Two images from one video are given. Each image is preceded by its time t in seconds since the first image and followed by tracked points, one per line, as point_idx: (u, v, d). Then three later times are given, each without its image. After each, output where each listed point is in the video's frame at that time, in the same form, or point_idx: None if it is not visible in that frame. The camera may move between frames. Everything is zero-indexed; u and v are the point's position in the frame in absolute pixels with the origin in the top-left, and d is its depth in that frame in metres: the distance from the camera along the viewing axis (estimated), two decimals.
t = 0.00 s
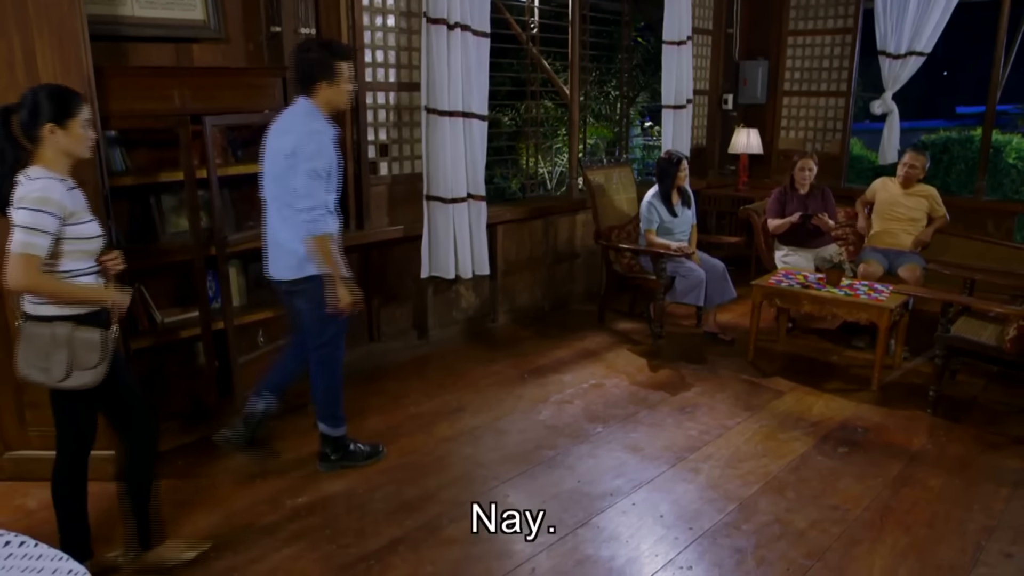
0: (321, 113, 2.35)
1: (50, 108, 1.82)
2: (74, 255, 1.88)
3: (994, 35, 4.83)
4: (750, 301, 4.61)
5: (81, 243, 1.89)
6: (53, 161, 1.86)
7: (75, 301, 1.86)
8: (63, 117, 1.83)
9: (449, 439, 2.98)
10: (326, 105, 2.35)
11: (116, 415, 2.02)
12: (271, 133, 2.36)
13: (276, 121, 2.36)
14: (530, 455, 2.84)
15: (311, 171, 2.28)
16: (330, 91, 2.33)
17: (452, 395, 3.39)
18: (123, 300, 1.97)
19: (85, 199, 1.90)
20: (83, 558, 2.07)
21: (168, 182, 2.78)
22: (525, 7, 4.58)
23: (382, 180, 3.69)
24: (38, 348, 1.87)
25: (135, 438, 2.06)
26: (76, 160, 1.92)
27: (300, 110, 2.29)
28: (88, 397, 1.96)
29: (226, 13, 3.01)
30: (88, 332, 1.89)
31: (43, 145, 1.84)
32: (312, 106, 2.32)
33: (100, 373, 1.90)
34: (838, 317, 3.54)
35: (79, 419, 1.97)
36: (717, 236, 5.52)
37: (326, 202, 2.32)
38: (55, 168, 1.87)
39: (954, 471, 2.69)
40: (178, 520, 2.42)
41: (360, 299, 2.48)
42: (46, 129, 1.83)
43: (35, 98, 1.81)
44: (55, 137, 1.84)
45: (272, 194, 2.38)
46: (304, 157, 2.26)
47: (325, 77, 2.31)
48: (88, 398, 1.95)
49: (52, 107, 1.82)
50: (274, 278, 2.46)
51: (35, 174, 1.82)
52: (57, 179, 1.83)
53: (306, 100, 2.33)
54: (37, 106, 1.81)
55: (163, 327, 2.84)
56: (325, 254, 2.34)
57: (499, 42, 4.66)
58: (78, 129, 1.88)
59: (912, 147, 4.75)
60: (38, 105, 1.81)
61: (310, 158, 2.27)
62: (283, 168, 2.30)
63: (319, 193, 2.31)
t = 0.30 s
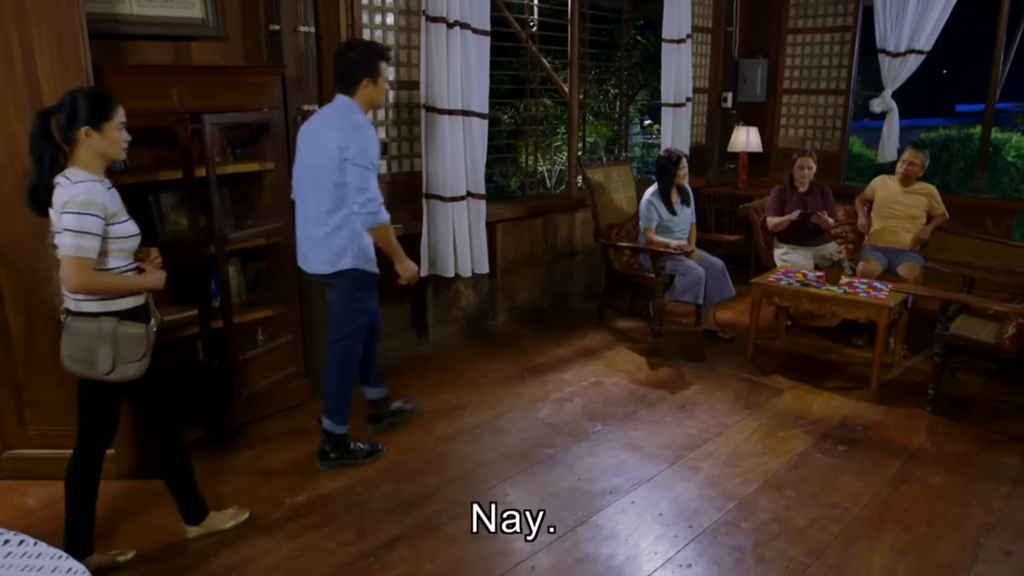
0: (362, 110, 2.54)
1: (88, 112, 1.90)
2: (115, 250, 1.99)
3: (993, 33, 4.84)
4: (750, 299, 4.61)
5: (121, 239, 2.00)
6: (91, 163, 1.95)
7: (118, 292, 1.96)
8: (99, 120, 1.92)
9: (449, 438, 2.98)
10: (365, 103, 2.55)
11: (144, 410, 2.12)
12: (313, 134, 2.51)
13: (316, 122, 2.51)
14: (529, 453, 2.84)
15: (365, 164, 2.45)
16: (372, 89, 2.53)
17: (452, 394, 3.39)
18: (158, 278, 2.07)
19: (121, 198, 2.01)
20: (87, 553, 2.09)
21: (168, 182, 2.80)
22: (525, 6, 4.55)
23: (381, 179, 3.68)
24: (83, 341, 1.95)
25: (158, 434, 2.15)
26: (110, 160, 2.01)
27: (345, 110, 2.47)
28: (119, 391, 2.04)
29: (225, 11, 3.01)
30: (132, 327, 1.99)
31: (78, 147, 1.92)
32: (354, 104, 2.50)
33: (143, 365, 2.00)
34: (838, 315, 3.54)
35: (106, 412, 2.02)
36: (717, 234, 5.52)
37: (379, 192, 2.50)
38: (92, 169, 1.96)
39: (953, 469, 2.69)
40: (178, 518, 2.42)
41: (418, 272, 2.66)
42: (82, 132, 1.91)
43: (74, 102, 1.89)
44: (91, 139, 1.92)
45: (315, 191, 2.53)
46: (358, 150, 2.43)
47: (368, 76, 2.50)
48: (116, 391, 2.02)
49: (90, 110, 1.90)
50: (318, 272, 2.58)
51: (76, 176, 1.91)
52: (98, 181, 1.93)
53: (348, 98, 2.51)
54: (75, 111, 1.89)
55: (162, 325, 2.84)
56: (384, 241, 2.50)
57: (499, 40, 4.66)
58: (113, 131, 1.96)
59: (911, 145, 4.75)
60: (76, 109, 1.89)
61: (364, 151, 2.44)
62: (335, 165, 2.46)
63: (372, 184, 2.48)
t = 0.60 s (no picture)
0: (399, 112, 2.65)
1: (128, 108, 1.96)
2: (160, 238, 2.05)
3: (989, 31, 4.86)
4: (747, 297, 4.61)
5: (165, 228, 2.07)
6: (131, 157, 2.01)
7: (168, 280, 2.03)
8: (139, 116, 1.98)
9: (446, 436, 2.98)
10: (400, 105, 2.66)
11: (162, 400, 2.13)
12: (354, 135, 2.63)
13: (357, 124, 2.64)
14: (527, 451, 2.84)
15: (404, 160, 2.57)
16: (406, 92, 2.64)
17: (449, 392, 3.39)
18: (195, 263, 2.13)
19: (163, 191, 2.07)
20: (94, 536, 2.13)
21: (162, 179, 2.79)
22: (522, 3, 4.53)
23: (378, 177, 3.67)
24: (131, 322, 1.99)
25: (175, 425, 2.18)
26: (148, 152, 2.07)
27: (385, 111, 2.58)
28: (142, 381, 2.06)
29: (221, 8, 3.00)
30: (175, 308, 2.05)
31: (119, 140, 1.99)
32: (390, 106, 2.62)
33: (187, 346, 2.08)
34: (835, 312, 3.54)
35: (134, 402, 2.07)
36: (714, 232, 5.52)
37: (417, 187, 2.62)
38: (132, 164, 2.02)
39: (950, 466, 2.70)
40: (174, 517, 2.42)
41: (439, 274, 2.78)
42: (122, 128, 1.97)
43: (114, 99, 1.95)
44: (130, 134, 1.98)
45: (358, 188, 2.64)
46: (398, 146, 2.55)
47: (402, 79, 2.61)
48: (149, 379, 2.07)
49: (130, 107, 1.96)
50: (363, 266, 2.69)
51: (120, 172, 1.96)
52: (142, 176, 1.98)
53: (386, 101, 2.62)
54: (116, 107, 1.95)
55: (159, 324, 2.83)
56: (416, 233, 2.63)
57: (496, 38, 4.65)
58: (152, 126, 2.02)
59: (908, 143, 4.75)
60: (117, 106, 1.95)
61: (403, 147, 2.56)
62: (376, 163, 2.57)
63: (410, 178, 2.60)
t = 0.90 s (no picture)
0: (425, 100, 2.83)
1: (156, 110, 2.07)
2: (180, 238, 2.15)
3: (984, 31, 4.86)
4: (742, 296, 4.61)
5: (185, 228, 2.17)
6: (156, 157, 2.12)
7: (184, 279, 2.12)
8: (166, 118, 2.08)
9: (441, 436, 2.97)
10: (427, 94, 2.84)
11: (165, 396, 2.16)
12: (385, 121, 2.85)
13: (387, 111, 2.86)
14: (522, 450, 2.84)
15: (427, 143, 2.77)
16: (432, 81, 2.82)
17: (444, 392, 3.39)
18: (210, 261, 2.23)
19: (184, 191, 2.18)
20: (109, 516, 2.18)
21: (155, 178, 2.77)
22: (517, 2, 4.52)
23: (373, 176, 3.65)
24: (145, 317, 2.08)
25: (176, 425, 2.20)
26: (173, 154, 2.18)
27: (409, 100, 2.78)
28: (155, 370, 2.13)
29: (214, 7, 2.99)
30: (189, 304, 2.14)
31: (145, 141, 2.10)
32: (417, 93, 2.81)
33: (198, 341, 2.16)
34: (830, 311, 3.54)
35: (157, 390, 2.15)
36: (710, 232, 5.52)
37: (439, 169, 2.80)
38: (157, 163, 2.13)
39: (945, 465, 2.70)
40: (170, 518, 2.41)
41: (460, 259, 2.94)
42: (150, 129, 2.08)
43: (144, 100, 2.06)
44: (157, 135, 2.09)
45: (391, 171, 2.86)
46: (422, 130, 2.75)
47: (428, 69, 2.79)
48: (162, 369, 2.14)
49: (159, 109, 2.07)
50: (393, 244, 2.92)
51: (145, 172, 2.07)
52: (163, 177, 2.08)
53: (412, 90, 2.81)
54: (145, 108, 2.06)
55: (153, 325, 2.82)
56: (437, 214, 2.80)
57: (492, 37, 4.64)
58: (178, 128, 2.12)
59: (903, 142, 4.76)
60: (147, 107, 2.06)
61: (426, 131, 2.76)
62: (402, 147, 2.79)
63: (432, 161, 2.78)
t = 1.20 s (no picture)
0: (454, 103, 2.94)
1: (161, 109, 2.07)
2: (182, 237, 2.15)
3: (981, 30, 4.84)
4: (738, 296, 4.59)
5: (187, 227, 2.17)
6: (160, 156, 2.12)
7: (183, 282, 2.12)
8: (172, 117, 2.09)
9: (434, 438, 2.95)
10: (456, 96, 2.93)
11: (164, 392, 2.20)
12: (413, 121, 2.94)
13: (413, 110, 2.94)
14: (515, 453, 2.82)
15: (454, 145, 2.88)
16: (462, 85, 2.91)
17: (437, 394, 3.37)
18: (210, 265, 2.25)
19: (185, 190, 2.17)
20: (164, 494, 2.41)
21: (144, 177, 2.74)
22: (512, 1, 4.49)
23: (366, 176, 3.62)
24: (136, 316, 2.09)
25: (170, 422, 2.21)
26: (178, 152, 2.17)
27: (440, 102, 2.88)
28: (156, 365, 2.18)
29: (205, 6, 2.96)
30: (181, 306, 2.13)
31: (150, 140, 2.10)
32: (445, 95, 2.90)
33: (190, 341, 2.16)
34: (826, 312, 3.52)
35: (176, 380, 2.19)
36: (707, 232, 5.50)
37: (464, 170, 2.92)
38: (161, 163, 2.13)
39: (940, 467, 2.68)
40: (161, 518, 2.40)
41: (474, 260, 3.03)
42: (155, 128, 2.09)
43: (149, 99, 2.07)
44: (162, 134, 2.09)
45: (415, 170, 2.96)
46: (450, 133, 2.86)
47: (460, 73, 2.89)
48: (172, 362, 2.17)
49: (163, 108, 2.08)
50: (412, 240, 3.01)
51: (146, 170, 2.07)
52: (163, 176, 2.08)
53: (442, 92, 2.91)
54: (150, 107, 2.07)
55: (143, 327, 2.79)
56: (458, 213, 2.91)
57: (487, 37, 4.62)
58: (183, 127, 2.13)
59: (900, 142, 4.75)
60: (152, 107, 2.07)
61: (454, 133, 2.87)
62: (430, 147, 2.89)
63: (457, 163, 2.90)
